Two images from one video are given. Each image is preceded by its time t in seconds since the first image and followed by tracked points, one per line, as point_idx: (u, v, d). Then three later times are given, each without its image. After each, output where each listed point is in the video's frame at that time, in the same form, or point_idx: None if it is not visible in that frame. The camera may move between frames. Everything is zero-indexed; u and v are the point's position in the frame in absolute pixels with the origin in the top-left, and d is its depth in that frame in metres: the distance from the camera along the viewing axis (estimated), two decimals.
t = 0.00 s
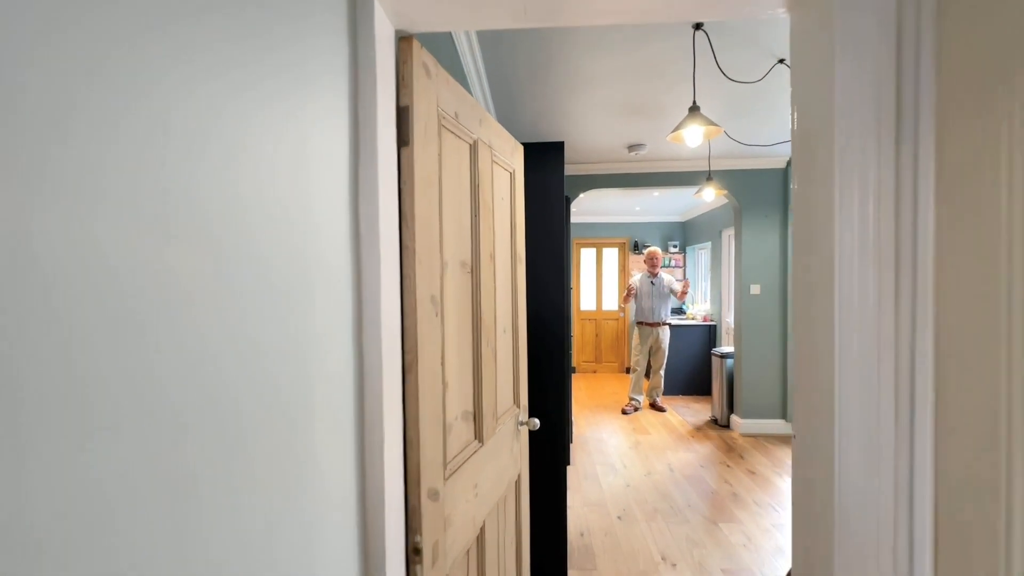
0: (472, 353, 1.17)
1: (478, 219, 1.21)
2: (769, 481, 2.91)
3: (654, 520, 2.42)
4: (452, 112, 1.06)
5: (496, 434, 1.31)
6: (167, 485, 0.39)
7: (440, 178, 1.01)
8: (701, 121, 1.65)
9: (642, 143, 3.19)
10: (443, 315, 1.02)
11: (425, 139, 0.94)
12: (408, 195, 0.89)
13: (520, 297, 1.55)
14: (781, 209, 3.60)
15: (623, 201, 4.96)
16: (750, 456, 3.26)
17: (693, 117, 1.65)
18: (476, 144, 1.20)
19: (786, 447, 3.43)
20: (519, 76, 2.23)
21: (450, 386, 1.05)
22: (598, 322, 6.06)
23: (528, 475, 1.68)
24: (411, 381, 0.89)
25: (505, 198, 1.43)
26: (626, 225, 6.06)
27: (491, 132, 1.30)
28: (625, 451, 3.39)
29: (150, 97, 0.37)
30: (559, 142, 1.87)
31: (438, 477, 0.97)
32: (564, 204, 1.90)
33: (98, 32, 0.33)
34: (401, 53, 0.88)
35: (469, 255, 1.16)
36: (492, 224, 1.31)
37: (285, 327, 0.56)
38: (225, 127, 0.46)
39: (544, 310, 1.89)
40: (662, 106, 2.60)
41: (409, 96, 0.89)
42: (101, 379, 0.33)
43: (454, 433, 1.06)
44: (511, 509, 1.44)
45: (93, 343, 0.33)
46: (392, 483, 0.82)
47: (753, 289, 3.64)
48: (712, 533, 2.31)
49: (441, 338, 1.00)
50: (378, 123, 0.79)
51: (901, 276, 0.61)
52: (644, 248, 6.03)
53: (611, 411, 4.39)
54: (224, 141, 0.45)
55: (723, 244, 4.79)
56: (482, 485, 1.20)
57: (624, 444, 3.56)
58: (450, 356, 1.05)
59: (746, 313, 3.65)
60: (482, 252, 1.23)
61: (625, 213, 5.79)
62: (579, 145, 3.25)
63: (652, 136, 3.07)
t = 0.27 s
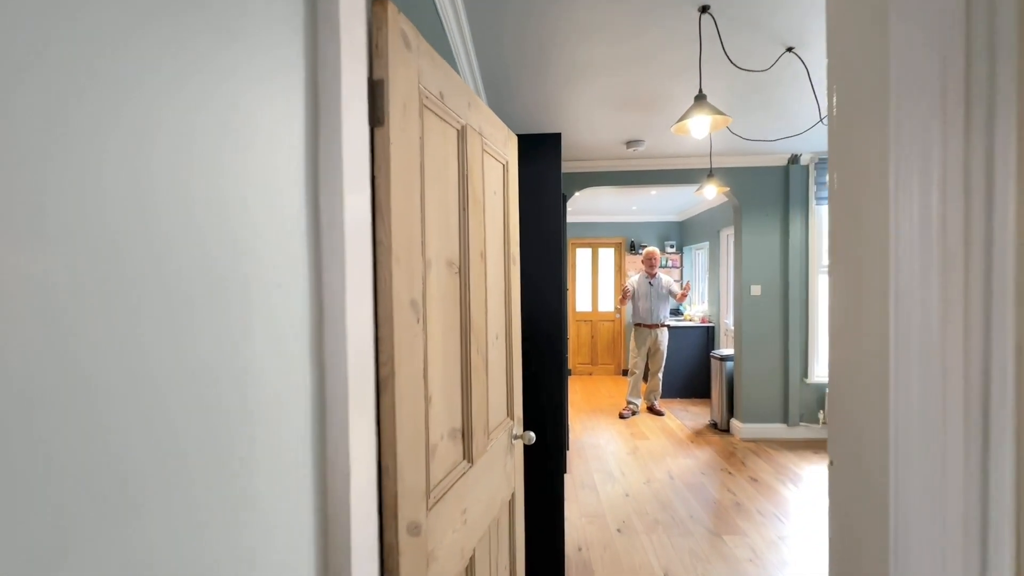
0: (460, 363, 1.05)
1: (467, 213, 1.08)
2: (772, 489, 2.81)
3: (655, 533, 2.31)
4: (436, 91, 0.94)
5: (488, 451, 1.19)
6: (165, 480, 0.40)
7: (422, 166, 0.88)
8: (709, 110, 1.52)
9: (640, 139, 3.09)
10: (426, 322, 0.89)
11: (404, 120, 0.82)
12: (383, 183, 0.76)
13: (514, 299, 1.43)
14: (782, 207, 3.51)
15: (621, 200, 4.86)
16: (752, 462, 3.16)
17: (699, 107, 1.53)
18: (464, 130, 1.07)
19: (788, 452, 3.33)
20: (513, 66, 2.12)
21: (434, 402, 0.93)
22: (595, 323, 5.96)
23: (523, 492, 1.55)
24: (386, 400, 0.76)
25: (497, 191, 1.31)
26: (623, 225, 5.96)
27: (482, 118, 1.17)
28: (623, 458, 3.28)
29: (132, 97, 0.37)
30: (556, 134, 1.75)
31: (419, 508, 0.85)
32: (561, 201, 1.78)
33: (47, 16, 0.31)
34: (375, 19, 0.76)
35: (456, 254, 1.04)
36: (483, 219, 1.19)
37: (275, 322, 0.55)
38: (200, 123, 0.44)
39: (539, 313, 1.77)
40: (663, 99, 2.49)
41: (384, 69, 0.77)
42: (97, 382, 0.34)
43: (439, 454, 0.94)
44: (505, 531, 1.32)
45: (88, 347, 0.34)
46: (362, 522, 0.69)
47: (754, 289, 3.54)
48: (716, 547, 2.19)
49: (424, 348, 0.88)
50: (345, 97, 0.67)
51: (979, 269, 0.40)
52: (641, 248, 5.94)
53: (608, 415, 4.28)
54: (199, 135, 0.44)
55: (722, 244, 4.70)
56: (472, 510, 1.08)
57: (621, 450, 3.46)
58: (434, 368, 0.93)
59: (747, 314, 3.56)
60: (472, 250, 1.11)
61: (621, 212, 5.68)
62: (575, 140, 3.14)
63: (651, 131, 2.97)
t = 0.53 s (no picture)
0: (434, 372, 0.91)
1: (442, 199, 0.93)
2: (771, 497, 2.70)
3: (652, 547, 2.18)
4: (401, 51, 0.79)
5: (467, 472, 1.05)
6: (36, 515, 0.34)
7: (385, 139, 0.74)
8: (711, 92, 1.39)
9: (635, 133, 2.98)
10: (389, 325, 0.75)
11: (359, 80, 0.67)
12: (327, 153, 0.61)
13: (499, 299, 1.29)
14: (780, 205, 3.41)
15: (614, 197, 4.74)
16: (750, 469, 3.05)
17: (701, 88, 1.40)
18: (437, 102, 0.93)
19: (787, 457, 3.22)
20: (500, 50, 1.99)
21: (399, 421, 0.78)
22: (587, 324, 5.84)
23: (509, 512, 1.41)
24: (330, 424, 0.61)
25: (479, 178, 1.17)
26: (616, 224, 5.85)
27: (459, 91, 1.03)
28: (617, 465, 3.15)
29: None
30: (546, 118, 1.61)
31: (378, 551, 0.70)
32: (551, 192, 1.64)
33: None
34: None
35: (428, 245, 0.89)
36: (463, 207, 1.05)
37: (199, 327, 0.47)
38: (138, 121, 0.41)
39: (528, 315, 1.62)
40: (658, 88, 2.38)
41: (330, 12, 0.62)
42: None
43: (404, 483, 0.79)
44: (488, 560, 1.17)
45: None
46: None
47: (751, 289, 3.44)
48: (717, 562, 2.06)
49: (385, 356, 0.73)
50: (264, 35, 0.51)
51: None
52: (634, 247, 5.83)
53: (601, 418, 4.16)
54: (134, 134, 0.41)
55: (717, 243, 4.60)
56: (447, 542, 0.93)
57: (615, 456, 3.33)
58: (400, 379, 0.78)
59: (744, 315, 3.45)
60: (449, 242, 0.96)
61: (615, 211, 5.57)
62: (567, 134, 3.02)
63: (646, 124, 2.86)
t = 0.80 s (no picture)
0: (386, 404, 0.74)
1: (395, 192, 0.77)
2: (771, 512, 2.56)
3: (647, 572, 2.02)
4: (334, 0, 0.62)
5: (430, 518, 0.88)
6: None
7: (308, 111, 0.57)
8: (715, 75, 1.24)
9: (627, 129, 2.83)
10: (315, 352, 0.58)
11: (263, 25, 0.49)
12: (210, 121, 0.44)
13: (474, 309, 1.13)
14: (777, 205, 3.28)
15: (605, 198, 4.59)
16: (747, 481, 2.91)
17: (704, 71, 1.24)
18: (389, 72, 0.76)
19: (786, 469, 3.09)
20: (482, 36, 1.84)
21: (330, 472, 0.61)
22: (578, 328, 5.69)
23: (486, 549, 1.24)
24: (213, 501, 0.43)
25: (449, 171, 1.01)
26: (608, 225, 5.71)
27: (420, 63, 0.86)
28: (608, 479, 2.99)
29: None
30: (530, 106, 1.45)
31: None
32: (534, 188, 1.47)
33: None
34: None
35: (376, 247, 0.72)
36: (425, 203, 0.88)
37: None
38: None
39: (509, 325, 1.46)
40: (652, 79, 2.23)
41: None
42: None
43: (337, 551, 0.62)
44: None
45: None
46: None
47: (747, 293, 3.31)
48: None
49: (306, 394, 0.55)
50: None
51: None
52: (626, 249, 5.69)
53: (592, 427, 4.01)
54: None
55: (711, 245, 4.48)
56: None
57: (607, 468, 3.17)
58: (333, 418, 0.62)
59: (740, 319, 3.32)
60: (405, 244, 0.80)
61: (606, 212, 5.43)
62: (557, 130, 2.87)
63: (639, 120, 2.72)
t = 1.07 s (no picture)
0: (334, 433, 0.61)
1: (347, 175, 0.63)
2: (775, 524, 2.43)
3: None
4: None
5: (396, 563, 0.74)
6: None
7: (211, 63, 0.44)
8: (722, 52, 1.11)
9: (624, 123, 2.70)
10: (225, 379, 0.45)
11: None
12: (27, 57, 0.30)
13: (453, 315, 1.00)
14: (779, 203, 3.17)
15: (601, 196, 4.47)
16: (750, 491, 2.78)
17: (710, 48, 1.11)
18: (338, 30, 0.62)
19: (789, 477, 2.97)
20: (468, 20, 1.70)
21: (249, 529, 0.48)
22: (574, 329, 5.56)
23: None
24: None
25: (420, 157, 0.88)
26: (604, 224, 5.59)
27: (381, 26, 0.73)
28: (605, 489, 2.86)
29: None
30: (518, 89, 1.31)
31: None
32: (522, 182, 1.33)
33: None
34: None
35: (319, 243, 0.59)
36: (389, 193, 0.75)
37: None
38: None
39: (495, 331, 1.33)
40: (652, 70, 2.10)
41: None
42: None
43: None
44: None
45: None
46: None
47: (749, 294, 3.19)
48: None
49: (205, 432, 0.42)
50: None
51: None
52: (623, 249, 5.57)
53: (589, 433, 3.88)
54: None
55: (710, 245, 4.37)
56: None
57: (604, 476, 3.04)
58: (252, 462, 0.48)
59: (741, 322, 3.20)
60: (361, 240, 0.66)
61: (602, 211, 5.31)
62: (551, 124, 2.74)
63: (637, 114, 2.59)
